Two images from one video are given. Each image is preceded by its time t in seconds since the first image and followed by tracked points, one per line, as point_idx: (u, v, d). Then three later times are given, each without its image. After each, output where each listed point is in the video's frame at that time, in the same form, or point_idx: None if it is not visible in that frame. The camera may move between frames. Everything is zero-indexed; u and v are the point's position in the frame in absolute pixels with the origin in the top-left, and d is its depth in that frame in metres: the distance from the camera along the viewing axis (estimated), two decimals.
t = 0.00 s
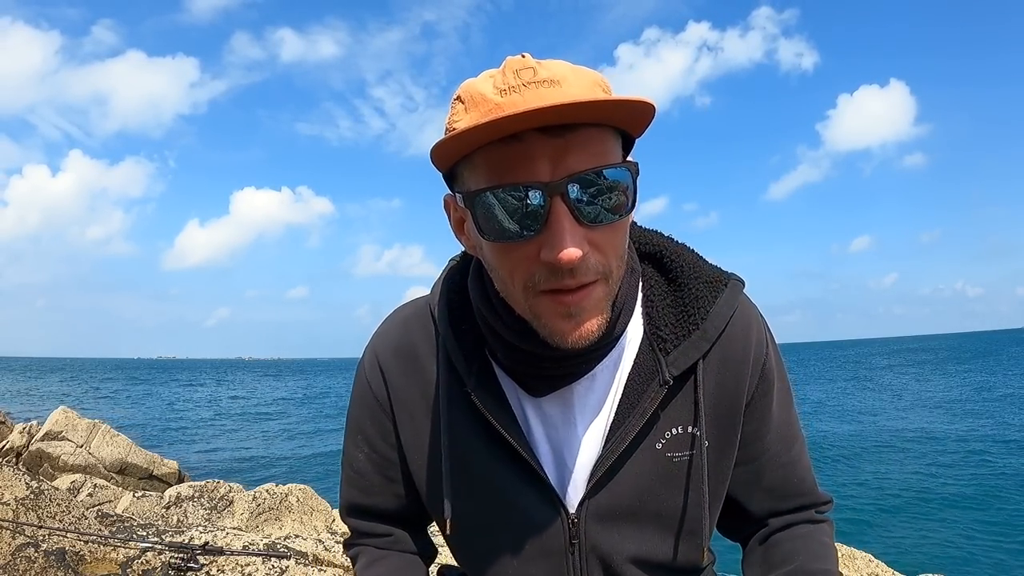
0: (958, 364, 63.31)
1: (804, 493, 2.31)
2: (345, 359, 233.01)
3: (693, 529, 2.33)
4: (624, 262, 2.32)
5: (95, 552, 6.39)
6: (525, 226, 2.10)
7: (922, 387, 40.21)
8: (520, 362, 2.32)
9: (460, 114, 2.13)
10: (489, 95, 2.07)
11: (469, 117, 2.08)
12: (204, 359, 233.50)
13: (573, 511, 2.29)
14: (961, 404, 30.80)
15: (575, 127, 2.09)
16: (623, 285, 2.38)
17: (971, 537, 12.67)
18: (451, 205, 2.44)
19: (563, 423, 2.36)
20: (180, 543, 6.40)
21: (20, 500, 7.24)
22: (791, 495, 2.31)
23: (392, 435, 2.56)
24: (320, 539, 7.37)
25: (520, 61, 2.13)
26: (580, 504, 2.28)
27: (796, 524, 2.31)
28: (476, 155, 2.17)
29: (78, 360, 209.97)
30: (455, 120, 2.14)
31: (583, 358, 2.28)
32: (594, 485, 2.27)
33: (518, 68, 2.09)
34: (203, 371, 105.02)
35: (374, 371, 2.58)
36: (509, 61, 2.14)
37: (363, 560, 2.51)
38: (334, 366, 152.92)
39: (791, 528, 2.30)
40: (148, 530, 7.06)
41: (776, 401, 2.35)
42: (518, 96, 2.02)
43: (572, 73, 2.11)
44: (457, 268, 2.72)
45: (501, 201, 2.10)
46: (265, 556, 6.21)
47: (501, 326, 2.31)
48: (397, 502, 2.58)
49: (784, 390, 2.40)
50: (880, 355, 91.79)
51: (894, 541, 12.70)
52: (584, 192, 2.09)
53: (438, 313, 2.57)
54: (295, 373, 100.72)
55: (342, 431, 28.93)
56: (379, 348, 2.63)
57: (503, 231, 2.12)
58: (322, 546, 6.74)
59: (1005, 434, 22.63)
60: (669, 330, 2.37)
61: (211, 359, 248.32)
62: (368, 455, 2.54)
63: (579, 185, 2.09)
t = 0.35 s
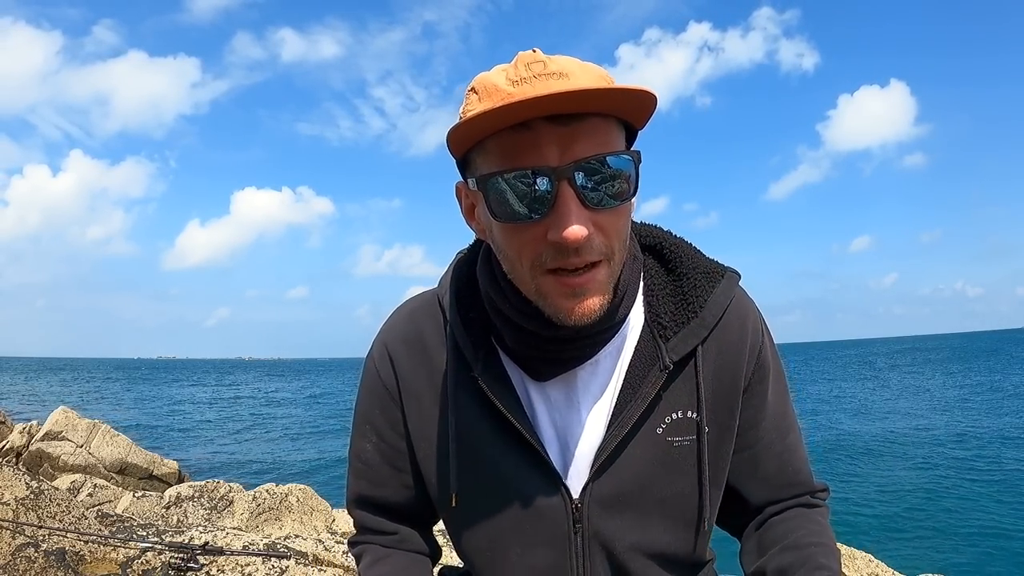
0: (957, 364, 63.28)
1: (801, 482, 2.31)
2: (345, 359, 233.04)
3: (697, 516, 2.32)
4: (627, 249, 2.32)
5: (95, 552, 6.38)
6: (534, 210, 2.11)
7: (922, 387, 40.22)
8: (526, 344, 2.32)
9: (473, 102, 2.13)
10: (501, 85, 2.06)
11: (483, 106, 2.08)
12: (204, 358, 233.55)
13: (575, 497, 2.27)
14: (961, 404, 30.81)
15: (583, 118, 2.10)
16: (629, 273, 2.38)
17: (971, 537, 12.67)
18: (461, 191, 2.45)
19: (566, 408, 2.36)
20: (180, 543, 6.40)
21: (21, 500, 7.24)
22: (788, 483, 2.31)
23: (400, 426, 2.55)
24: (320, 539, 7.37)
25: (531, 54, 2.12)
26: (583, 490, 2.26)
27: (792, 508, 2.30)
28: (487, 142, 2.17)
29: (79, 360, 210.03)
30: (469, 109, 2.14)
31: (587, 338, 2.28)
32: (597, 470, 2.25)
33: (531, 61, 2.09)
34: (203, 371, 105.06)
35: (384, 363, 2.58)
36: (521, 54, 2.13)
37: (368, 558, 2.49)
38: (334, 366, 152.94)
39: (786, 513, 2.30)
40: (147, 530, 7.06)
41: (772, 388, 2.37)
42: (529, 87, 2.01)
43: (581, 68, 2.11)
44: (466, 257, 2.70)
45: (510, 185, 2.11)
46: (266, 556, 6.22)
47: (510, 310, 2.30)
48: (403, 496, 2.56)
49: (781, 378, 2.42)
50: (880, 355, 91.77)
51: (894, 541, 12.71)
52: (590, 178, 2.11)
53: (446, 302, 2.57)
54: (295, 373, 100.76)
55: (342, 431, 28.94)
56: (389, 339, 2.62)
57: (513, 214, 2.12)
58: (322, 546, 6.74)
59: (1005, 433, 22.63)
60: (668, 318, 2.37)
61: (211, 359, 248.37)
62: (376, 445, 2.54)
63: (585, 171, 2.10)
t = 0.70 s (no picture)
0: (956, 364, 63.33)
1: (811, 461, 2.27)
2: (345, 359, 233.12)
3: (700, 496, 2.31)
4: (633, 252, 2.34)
5: (95, 552, 6.38)
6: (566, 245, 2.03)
7: (920, 387, 40.26)
8: (533, 335, 2.32)
9: (503, 132, 2.02)
10: (539, 124, 1.96)
11: (518, 143, 1.98)
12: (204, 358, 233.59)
13: (579, 477, 2.28)
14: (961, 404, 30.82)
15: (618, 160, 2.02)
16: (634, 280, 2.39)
17: (971, 536, 12.67)
18: (466, 190, 2.37)
19: (568, 392, 2.36)
20: (180, 543, 6.41)
21: (21, 500, 7.24)
22: (794, 463, 2.28)
23: (409, 416, 2.52)
24: (320, 539, 7.38)
25: (562, 80, 1.97)
26: (585, 469, 2.28)
27: (814, 489, 2.25)
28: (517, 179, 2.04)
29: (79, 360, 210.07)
30: (500, 140, 2.02)
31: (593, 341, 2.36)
32: (597, 450, 2.28)
33: (567, 91, 1.96)
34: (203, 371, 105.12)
35: (393, 355, 2.54)
36: (553, 76, 1.99)
37: (373, 557, 2.49)
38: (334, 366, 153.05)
39: (802, 495, 2.25)
40: (147, 530, 7.07)
41: (769, 366, 2.35)
42: (570, 133, 1.93)
43: (614, 96, 1.99)
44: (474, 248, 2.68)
45: (547, 232, 2.02)
46: (266, 556, 6.23)
47: (523, 311, 2.29)
48: (411, 488, 2.53)
49: (778, 357, 2.40)
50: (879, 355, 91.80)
51: (893, 540, 12.71)
52: (625, 220, 2.05)
53: (452, 294, 2.55)
54: (295, 373, 100.87)
55: (342, 431, 28.97)
56: (397, 330, 2.58)
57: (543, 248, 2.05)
58: (322, 546, 6.74)
59: (1003, 433, 22.65)
60: (662, 300, 2.37)
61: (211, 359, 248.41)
62: (385, 435, 2.51)
63: (620, 214, 2.05)
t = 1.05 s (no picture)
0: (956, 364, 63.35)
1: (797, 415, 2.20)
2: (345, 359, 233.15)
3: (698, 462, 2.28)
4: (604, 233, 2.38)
5: (95, 552, 6.38)
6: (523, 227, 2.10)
7: (921, 387, 40.20)
8: (522, 313, 2.33)
9: (456, 129, 2.09)
10: (484, 119, 2.02)
11: (467, 138, 2.04)
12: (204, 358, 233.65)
13: (577, 449, 2.27)
14: (963, 404, 30.78)
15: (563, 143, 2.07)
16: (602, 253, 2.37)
17: (971, 537, 12.65)
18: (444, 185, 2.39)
19: (558, 367, 2.36)
20: (180, 543, 6.41)
21: (21, 500, 7.25)
22: (779, 417, 2.22)
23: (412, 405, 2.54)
24: (320, 539, 7.37)
25: (505, 78, 2.03)
26: (583, 441, 2.27)
27: (820, 447, 2.14)
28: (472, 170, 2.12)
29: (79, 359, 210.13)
30: (455, 137, 2.08)
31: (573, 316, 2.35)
32: (590, 420, 2.27)
33: (505, 85, 2.03)
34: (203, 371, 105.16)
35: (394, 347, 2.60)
36: (494, 73, 2.05)
37: (393, 553, 2.51)
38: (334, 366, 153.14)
39: (791, 449, 2.17)
40: (147, 530, 7.07)
41: (746, 323, 2.34)
42: (512, 125, 1.98)
43: (553, 88, 2.02)
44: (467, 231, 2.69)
45: (501, 215, 2.09)
46: (265, 556, 6.22)
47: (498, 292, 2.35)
48: (422, 480, 2.54)
49: (758, 314, 2.38)
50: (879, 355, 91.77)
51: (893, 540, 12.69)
52: (576, 198, 2.09)
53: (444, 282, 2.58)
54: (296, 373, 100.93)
55: (342, 432, 28.97)
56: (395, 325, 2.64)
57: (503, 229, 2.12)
58: (322, 546, 6.74)
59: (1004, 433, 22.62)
60: (640, 274, 2.41)
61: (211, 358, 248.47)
62: (393, 427, 2.56)
63: (571, 193, 2.09)
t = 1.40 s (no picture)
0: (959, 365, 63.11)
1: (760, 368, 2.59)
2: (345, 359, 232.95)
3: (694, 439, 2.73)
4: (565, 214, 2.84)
5: (95, 552, 6.39)
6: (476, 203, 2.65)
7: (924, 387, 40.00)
8: (513, 299, 2.80)
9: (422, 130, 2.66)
10: (438, 116, 2.55)
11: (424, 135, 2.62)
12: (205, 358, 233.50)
13: (589, 426, 2.70)
14: (966, 404, 30.67)
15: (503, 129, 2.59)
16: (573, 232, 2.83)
17: (971, 537, 12.63)
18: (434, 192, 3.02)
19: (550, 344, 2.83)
20: (180, 543, 6.42)
21: (21, 500, 7.24)
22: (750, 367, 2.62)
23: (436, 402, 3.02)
24: (320, 539, 7.38)
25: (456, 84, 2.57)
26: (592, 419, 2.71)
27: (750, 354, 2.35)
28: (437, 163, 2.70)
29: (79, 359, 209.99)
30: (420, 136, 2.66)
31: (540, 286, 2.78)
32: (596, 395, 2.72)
33: (457, 90, 2.55)
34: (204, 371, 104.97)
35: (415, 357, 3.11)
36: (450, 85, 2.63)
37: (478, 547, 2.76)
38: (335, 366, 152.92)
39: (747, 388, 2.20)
40: (147, 530, 7.08)
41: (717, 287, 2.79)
42: (457, 118, 2.50)
43: (493, 90, 2.51)
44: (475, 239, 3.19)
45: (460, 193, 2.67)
46: (266, 556, 6.23)
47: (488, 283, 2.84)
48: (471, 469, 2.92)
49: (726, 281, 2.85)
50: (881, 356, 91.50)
51: (891, 539, 12.71)
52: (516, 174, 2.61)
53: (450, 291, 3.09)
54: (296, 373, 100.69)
55: (342, 433, 28.88)
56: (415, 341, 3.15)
57: (466, 208, 2.68)
58: (322, 546, 6.74)
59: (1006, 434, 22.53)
60: (621, 259, 2.92)
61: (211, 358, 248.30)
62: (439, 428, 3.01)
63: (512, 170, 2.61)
